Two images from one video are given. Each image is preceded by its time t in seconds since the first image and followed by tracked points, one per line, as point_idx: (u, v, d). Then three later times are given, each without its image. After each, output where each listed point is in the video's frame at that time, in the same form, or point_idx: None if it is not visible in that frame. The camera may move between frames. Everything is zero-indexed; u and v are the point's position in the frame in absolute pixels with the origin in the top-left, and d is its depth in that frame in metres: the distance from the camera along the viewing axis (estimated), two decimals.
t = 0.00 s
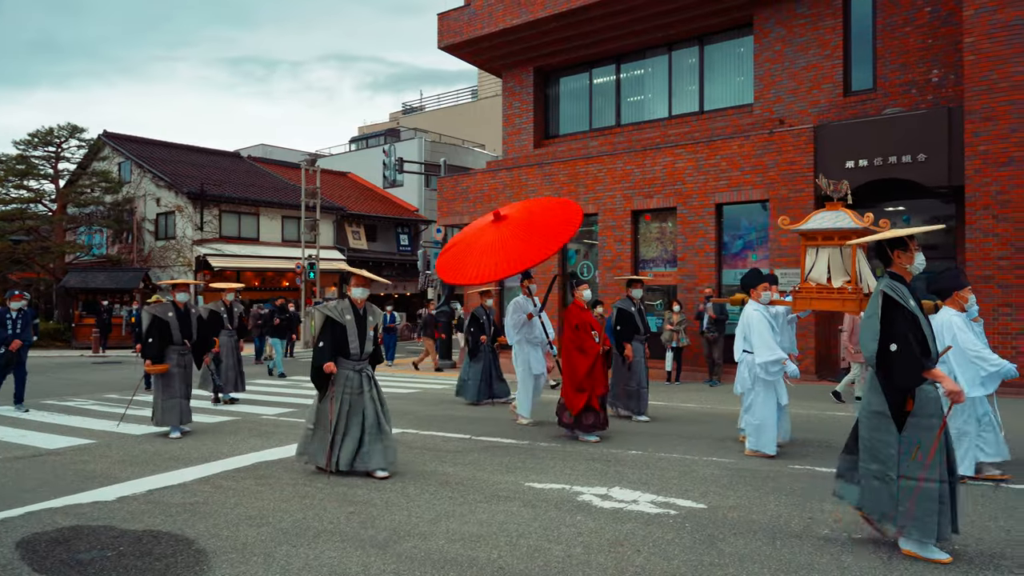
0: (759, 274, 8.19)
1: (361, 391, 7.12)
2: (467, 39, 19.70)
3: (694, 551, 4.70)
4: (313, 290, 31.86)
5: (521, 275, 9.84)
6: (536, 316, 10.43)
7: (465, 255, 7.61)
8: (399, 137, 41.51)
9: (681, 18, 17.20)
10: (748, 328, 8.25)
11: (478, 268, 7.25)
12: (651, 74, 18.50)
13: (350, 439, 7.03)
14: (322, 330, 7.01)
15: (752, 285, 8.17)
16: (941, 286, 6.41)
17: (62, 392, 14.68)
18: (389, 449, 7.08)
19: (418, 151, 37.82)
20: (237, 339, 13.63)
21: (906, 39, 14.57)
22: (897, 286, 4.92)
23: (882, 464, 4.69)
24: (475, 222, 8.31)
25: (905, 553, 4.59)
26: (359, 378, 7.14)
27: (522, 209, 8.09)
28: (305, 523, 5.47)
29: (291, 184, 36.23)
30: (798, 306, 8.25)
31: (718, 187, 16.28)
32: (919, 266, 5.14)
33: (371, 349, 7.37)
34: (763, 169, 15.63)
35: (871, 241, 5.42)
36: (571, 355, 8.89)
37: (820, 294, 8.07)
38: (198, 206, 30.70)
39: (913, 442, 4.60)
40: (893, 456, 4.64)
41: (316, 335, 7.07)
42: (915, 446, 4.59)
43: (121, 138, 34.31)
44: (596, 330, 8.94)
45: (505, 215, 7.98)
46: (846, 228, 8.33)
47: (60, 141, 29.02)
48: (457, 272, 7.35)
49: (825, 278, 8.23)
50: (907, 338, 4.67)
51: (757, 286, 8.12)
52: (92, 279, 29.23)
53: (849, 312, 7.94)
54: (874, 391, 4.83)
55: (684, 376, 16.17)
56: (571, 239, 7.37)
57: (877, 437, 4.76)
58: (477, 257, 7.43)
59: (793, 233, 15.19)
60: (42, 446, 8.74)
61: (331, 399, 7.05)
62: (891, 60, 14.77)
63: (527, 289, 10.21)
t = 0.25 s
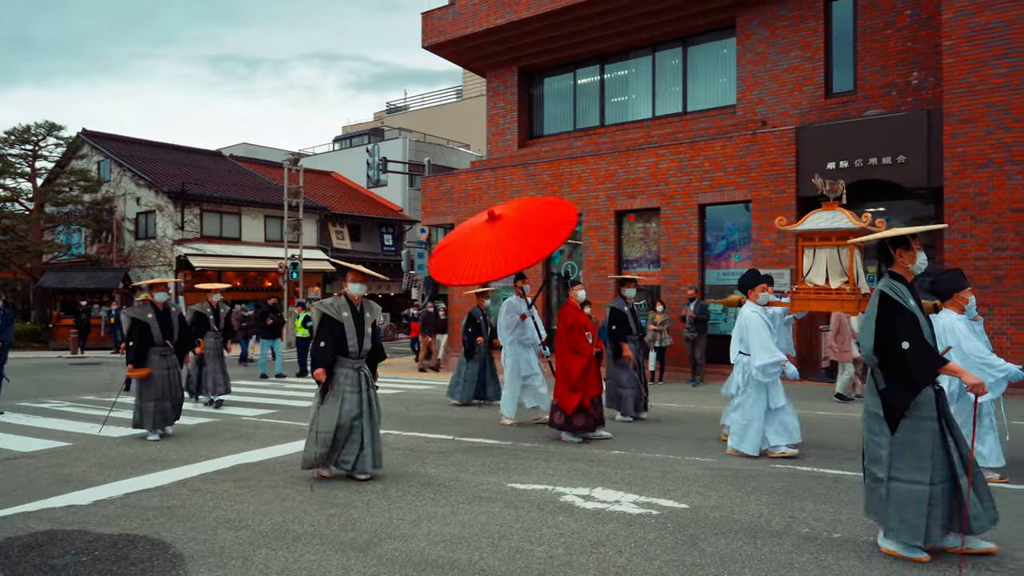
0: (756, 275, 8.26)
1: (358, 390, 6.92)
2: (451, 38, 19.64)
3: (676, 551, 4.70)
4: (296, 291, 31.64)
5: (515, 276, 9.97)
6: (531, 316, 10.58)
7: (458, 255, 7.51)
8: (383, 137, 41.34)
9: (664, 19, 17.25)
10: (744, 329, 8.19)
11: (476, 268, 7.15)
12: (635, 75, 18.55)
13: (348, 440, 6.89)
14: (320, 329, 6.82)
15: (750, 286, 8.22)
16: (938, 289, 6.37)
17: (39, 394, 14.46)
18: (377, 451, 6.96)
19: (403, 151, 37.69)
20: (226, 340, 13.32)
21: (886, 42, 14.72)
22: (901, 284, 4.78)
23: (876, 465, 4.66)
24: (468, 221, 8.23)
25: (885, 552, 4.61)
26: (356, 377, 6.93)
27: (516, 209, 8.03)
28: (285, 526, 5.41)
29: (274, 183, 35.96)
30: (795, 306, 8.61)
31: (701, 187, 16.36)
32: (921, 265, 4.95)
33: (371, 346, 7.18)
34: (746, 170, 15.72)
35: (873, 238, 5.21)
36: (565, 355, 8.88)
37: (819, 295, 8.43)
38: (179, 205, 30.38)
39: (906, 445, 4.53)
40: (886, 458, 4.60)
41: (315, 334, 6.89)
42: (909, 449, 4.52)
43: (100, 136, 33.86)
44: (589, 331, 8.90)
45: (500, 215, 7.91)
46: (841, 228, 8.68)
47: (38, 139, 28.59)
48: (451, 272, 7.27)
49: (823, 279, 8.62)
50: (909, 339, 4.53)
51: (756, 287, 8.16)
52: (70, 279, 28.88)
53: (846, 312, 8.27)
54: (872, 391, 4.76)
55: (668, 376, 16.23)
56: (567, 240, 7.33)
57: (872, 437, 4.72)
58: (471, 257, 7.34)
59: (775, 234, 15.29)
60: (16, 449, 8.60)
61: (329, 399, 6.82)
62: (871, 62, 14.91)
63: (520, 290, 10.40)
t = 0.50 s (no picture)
0: (755, 275, 8.28)
1: (352, 395, 6.59)
2: (434, 37, 19.58)
3: (657, 552, 4.69)
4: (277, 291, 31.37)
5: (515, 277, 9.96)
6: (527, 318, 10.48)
7: (458, 255, 7.50)
8: (365, 136, 41.12)
9: (647, 20, 17.32)
10: (743, 331, 8.15)
11: (473, 267, 7.17)
12: (617, 76, 18.60)
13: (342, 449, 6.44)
14: (308, 331, 6.51)
15: (748, 286, 8.24)
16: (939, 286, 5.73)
17: (12, 396, 14.20)
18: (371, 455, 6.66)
19: (385, 150, 37.51)
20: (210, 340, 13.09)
21: (865, 46, 14.89)
22: (908, 287, 4.75)
23: (874, 468, 4.63)
24: (466, 221, 8.21)
25: (864, 551, 4.64)
26: (350, 382, 6.62)
27: (515, 209, 8.02)
28: (264, 529, 5.34)
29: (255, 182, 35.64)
30: (793, 306, 8.81)
31: (683, 189, 16.43)
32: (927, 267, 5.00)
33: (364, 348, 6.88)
34: (727, 171, 15.81)
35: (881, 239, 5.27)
36: (561, 356, 8.91)
37: (817, 295, 8.66)
38: (157, 204, 29.99)
39: (906, 448, 4.50)
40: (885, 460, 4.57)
41: (303, 337, 6.57)
42: (908, 453, 4.48)
43: (76, 133, 33.34)
44: (585, 333, 9.02)
45: (498, 214, 7.88)
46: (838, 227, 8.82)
47: (12, 136, 28.09)
48: (451, 272, 7.26)
49: (820, 279, 8.82)
50: (915, 343, 4.50)
51: (753, 287, 8.20)
52: (46, 279, 28.46)
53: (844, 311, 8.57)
54: (874, 394, 4.73)
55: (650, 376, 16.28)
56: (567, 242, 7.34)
57: (873, 440, 4.70)
58: (471, 257, 7.34)
59: (756, 235, 15.41)
60: None
61: (326, 404, 6.46)
62: (851, 66, 15.07)
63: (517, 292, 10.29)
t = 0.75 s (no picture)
0: (745, 273, 8.05)
1: (348, 399, 6.44)
2: (415, 37, 19.49)
3: (639, 552, 4.70)
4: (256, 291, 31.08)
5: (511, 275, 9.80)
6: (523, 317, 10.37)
7: (456, 253, 7.52)
8: (346, 135, 40.85)
9: (628, 22, 17.38)
10: (737, 329, 7.99)
11: (470, 267, 7.17)
12: (599, 77, 18.65)
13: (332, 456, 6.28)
14: (299, 340, 6.33)
15: (740, 286, 8.01)
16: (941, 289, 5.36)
17: None
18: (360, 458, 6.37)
19: (366, 150, 37.30)
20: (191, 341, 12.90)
21: (843, 48, 15.06)
22: (920, 284, 4.72)
23: (885, 464, 4.57)
24: (466, 219, 8.21)
25: (843, 548, 4.67)
26: (345, 386, 6.44)
27: (514, 208, 8.00)
28: (242, 533, 5.27)
29: (233, 181, 35.27)
30: (787, 303, 8.49)
31: (664, 189, 16.52)
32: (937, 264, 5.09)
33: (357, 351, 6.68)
34: (707, 172, 15.92)
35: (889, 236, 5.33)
36: (558, 355, 8.85)
37: (811, 292, 8.36)
38: (134, 203, 29.56)
39: (919, 444, 4.46)
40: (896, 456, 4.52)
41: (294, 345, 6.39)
42: (921, 449, 4.45)
43: (50, 131, 32.76)
44: (582, 331, 8.96)
45: (498, 213, 7.86)
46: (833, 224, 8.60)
47: None
48: (448, 270, 7.28)
49: (814, 276, 8.52)
50: (927, 340, 4.49)
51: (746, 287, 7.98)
52: (18, 279, 28.06)
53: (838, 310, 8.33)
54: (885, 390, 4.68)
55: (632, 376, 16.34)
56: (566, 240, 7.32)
57: (884, 435, 4.64)
58: (469, 255, 7.36)
59: (736, 235, 15.53)
60: None
61: (324, 410, 6.31)
62: (828, 68, 15.24)
63: (514, 289, 10.10)
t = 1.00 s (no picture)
0: (738, 274, 8.09)
1: (340, 400, 6.32)
2: (396, 36, 19.41)
3: (619, 550, 4.73)
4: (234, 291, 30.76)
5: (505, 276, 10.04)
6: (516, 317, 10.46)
7: (450, 253, 7.51)
8: (325, 134, 40.59)
9: (609, 23, 17.45)
10: (731, 329, 7.98)
11: (461, 268, 7.17)
12: (579, 78, 18.70)
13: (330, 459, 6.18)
14: (294, 335, 6.26)
15: (733, 286, 8.07)
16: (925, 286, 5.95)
17: None
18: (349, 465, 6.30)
19: (346, 149, 37.08)
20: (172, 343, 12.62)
21: (820, 52, 15.26)
22: (912, 280, 4.78)
23: (904, 464, 4.60)
24: (458, 218, 8.19)
25: (820, 544, 4.72)
26: (338, 385, 6.34)
27: (508, 208, 7.96)
28: (219, 535, 5.21)
29: (211, 180, 34.88)
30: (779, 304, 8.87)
31: (644, 190, 16.61)
32: (936, 263, 5.08)
33: (348, 351, 6.60)
34: (687, 173, 16.04)
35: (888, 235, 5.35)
36: (548, 354, 8.83)
37: (803, 292, 8.77)
38: (109, 202, 29.09)
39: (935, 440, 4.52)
40: (915, 455, 4.57)
41: (288, 342, 6.32)
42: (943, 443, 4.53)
43: (22, 128, 32.14)
44: (573, 330, 8.94)
45: (491, 214, 7.84)
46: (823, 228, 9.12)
47: None
48: (441, 270, 7.27)
49: (808, 277, 8.97)
50: (924, 335, 4.54)
51: (739, 286, 8.02)
52: None
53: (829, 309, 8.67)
54: (891, 389, 4.74)
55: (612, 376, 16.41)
56: (560, 242, 7.31)
57: (898, 435, 4.67)
58: (462, 255, 7.34)
59: (715, 236, 15.66)
60: None
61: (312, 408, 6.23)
62: (806, 71, 15.42)
63: (507, 288, 10.29)
